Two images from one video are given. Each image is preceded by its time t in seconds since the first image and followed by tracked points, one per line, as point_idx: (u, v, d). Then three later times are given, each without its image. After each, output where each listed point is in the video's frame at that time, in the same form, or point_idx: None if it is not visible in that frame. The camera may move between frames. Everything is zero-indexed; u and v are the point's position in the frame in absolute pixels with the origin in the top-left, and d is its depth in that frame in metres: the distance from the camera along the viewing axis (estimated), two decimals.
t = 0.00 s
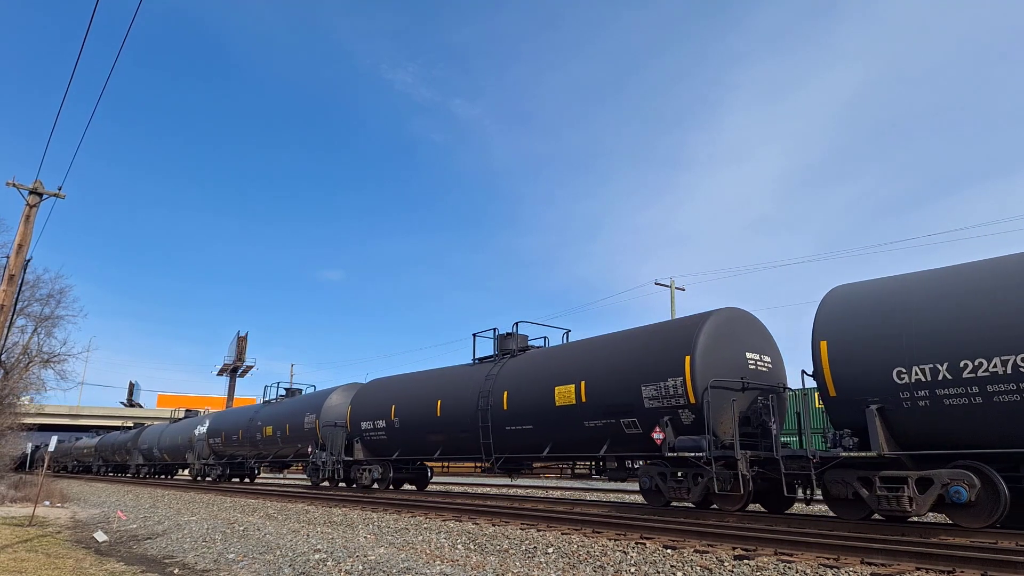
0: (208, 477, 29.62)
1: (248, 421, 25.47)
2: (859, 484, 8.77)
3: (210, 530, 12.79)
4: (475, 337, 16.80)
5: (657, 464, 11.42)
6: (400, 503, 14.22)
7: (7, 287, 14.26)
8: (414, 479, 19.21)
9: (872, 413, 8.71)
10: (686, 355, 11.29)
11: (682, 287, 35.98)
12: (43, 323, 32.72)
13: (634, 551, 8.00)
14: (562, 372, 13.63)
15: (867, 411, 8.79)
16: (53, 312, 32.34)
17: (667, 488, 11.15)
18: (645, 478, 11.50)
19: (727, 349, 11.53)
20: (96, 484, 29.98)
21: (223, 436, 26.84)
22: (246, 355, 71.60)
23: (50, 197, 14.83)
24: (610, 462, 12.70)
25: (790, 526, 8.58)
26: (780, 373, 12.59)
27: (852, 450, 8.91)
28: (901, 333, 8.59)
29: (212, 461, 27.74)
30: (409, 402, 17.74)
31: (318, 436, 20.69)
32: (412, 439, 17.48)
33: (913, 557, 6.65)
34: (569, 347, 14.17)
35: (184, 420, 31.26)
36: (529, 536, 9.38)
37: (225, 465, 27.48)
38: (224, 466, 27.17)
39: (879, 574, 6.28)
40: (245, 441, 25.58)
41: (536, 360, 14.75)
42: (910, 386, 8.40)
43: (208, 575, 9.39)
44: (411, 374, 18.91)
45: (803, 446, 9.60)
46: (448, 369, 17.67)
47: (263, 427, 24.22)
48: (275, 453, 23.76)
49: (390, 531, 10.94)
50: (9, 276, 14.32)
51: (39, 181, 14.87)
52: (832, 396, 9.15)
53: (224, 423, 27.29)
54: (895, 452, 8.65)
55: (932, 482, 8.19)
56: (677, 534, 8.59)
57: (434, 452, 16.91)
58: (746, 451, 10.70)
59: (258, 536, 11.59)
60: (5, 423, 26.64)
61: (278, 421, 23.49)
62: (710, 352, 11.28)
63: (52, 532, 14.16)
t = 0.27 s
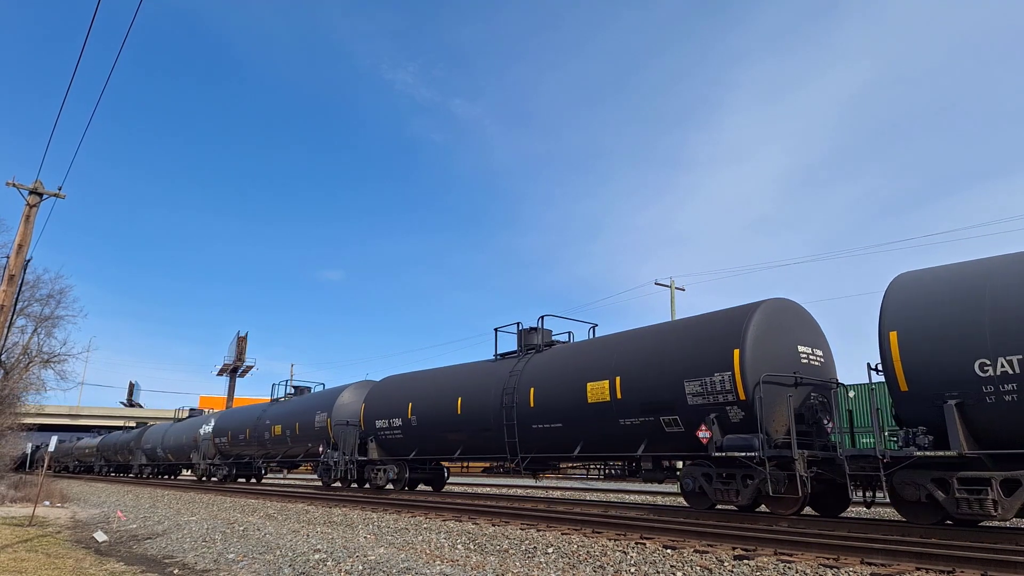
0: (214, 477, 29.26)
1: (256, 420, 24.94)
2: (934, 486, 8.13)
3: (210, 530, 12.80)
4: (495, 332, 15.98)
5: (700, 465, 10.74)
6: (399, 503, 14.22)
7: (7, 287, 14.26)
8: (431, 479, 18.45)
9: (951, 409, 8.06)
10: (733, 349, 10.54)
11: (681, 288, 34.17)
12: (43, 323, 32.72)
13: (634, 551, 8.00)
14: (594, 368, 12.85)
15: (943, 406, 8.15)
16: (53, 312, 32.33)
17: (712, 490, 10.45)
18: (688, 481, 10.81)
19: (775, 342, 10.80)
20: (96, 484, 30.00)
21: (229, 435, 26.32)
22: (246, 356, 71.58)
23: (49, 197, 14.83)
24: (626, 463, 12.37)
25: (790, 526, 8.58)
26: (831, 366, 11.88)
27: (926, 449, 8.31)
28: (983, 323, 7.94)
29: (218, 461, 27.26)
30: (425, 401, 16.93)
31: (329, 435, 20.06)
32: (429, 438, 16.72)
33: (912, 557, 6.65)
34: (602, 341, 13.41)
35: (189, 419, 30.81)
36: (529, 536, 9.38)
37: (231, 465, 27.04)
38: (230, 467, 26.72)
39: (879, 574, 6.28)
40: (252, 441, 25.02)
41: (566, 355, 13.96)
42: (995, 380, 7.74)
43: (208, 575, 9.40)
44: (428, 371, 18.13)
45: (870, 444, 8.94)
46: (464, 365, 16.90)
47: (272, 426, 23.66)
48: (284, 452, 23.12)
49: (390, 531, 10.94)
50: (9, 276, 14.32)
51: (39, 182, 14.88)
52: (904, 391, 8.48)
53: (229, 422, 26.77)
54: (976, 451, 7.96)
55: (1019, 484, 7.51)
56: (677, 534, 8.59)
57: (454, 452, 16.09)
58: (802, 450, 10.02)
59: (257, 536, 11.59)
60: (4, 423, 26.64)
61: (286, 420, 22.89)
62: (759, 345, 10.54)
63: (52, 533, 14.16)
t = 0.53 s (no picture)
0: (219, 477, 28.89)
1: (264, 419, 24.38)
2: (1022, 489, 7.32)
3: (211, 530, 12.80)
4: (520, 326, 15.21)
5: (751, 467, 9.91)
6: (399, 503, 14.23)
7: (7, 287, 14.26)
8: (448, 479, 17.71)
9: None
10: (789, 341, 9.68)
11: (682, 287, 31.61)
12: (43, 323, 32.73)
13: (634, 551, 8.00)
14: (630, 362, 12.00)
15: None
16: (53, 312, 32.35)
17: (766, 493, 9.64)
18: (739, 484, 9.98)
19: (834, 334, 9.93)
20: (96, 484, 30.02)
21: (236, 434, 25.78)
22: (246, 356, 71.57)
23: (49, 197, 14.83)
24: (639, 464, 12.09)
25: (790, 526, 8.59)
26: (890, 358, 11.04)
27: (1017, 448, 7.40)
28: None
29: (225, 461, 26.78)
30: (445, 399, 16.12)
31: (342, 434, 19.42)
32: (449, 437, 15.97)
33: (913, 557, 6.65)
34: (638, 334, 12.55)
35: (195, 418, 30.33)
36: (529, 536, 9.39)
37: (238, 465, 26.57)
38: (237, 467, 26.28)
39: (878, 574, 6.28)
40: (260, 440, 24.44)
41: (598, 349, 13.10)
42: None
43: (208, 575, 9.40)
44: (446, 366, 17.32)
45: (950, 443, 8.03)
46: (484, 361, 16.15)
47: (280, 425, 23.06)
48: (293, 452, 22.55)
49: (390, 531, 10.94)
50: (9, 276, 14.32)
51: (39, 182, 14.88)
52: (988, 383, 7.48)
53: (236, 421, 26.23)
54: None
55: None
56: (677, 534, 8.59)
57: (477, 453, 15.37)
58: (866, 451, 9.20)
59: (257, 536, 11.60)
60: (5, 423, 26.65)
61: (296, 419, 22.26)
62: (818, 339, 9.69)
63: (53, 533, 14.17)
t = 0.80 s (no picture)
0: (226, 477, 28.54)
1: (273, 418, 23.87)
2: None
3: (210, 530, 12.80)
4: (546, 320, 14.56)
5: (808, 468, 9.27)
6: (399, 503, 14.23)
7: (7, 287, 14.25)
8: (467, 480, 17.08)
9: None
10: (855, 332, 9.01)
11: (681, 287, 32.68)
12: (43, 323, 32.73)
13: (634, 551, 8.00)
14: (669, 357, 11.33)
15: None
16: (53, 312, 32.35)
17: (824, 496, 9.00)
18: (794, 486, 9.31)
19: (902, 325, 9.30)
20: (96, 484, 30.03)
21: (244, 433, 25.32)
22: (246, 356, 71.55)
23: (49, 197, 14.83)
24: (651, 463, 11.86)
25: (789, 526, 8.61)
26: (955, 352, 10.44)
27: None
28: None
29: (232, 460, 26.44)
30: (467, 396, 15.46)
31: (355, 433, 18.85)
32: (471, 436, 15.33)
33: (912, 557, 6.65)
34: (676, 327, 11.88)
35: (200, 417, 30.00)
36: (529, 536, 9.39)
37: (246, 464, 26.18)
38: (245, 467, 25.94)
39: (878, 573, 6.28)
40: (269, 439, 23.92)
41: (632, 343, 12.41)
42: None
43: (208, 575, 9.39)
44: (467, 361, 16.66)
45: None
46: (506, 357, 15.57)
47: (290, 424, 22.52)
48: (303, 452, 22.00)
49: (390, 531, 10.94)
50: (9, 276, 14.31)
51: (39, 182, 14.87)
52: None
53: (244, 420, 25.77)
54: None
55: None
56: (677, 534, 8.59)
57: (500, 452, 14.78)
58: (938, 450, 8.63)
59: (257, 536, 11.60)
60: (5, 423, 26.64)
61: (307, 417, 21.69)
62: (886, 330, 9.04)
63: (53, 533, 14.17)
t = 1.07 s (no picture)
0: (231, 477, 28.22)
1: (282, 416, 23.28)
2: None
3: (210, 530, 12.80)
4: (575, 313, 13.94)
5: (875, 467, 8.62)
6: (399, 503, 14.23)
7: (7, 287, 14.25)
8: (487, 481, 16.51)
9: None
10: (929, 322, 8.33)
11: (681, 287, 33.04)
12: (43, 323, 32.72)
13: (634, 551, 8.00)
14: (714, 350, 10.73)
15: None
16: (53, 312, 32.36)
17: (892, 497, 8.37)
18: (859, 487, 8.67)
19: (979, 314, 8.60)
20: (96, 484, 30.05)
21: (251, 433, 24.84)
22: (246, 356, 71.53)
23: (49, 197, 14.82)
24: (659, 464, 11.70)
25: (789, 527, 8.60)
26: None
27: None
28: None
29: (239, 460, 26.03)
30: (491, 393, 14.86)
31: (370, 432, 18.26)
32: (494, 435, 14.74)
33: (913, 557, 6.65)
34: (721, 319, 11.28)
35: (207, 416, 29.63)
36: (529, 536, 9.39)
37: (253, 465, 25.73)
38: (252, 467, 25.55)
39: (879, 573, 6.28)
40: (278, 439, 23.37)
41: (673, 337, 11.81)
42: None
43: (208, 575, 9.40)
44: (492, 357, 16.05)
45: None
46: (528, 353, 15.05)
47: (301, 423, 21.93)
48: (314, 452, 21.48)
49: (390, 531, 10.95)
50: (9, 276, 14.31)
51: (39, 182, 14.86)
52: None
53: (251, 419, 25.29)
54: None
55: None
56: (677, 534, 8.59)
57: (525, 451, 14.21)
58: None
59: (257, 536, 11.60)
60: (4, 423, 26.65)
61: (319, 416, 21.09)
62: (962, 319, 8.35)
63: (53, 533, 14.18)
